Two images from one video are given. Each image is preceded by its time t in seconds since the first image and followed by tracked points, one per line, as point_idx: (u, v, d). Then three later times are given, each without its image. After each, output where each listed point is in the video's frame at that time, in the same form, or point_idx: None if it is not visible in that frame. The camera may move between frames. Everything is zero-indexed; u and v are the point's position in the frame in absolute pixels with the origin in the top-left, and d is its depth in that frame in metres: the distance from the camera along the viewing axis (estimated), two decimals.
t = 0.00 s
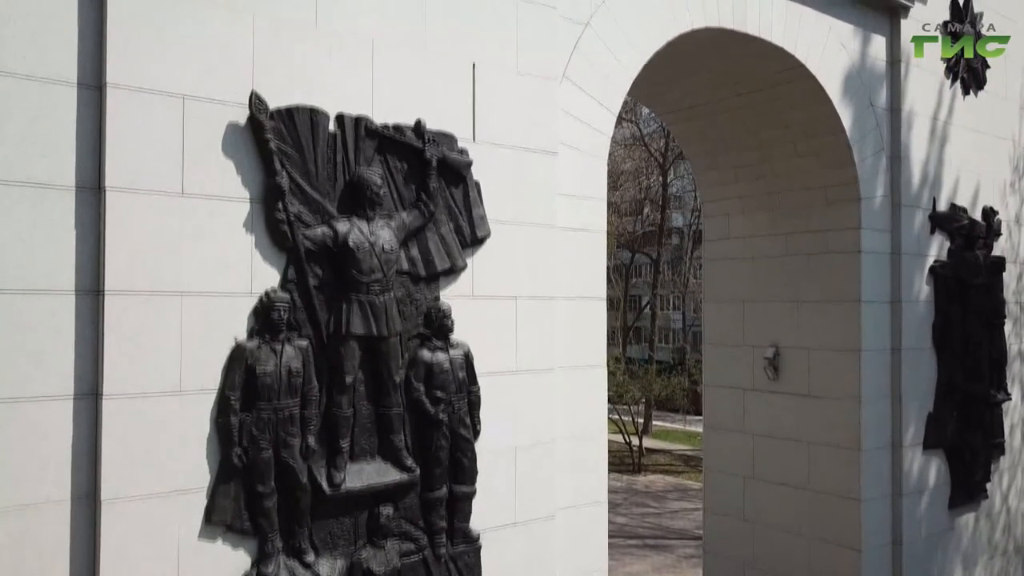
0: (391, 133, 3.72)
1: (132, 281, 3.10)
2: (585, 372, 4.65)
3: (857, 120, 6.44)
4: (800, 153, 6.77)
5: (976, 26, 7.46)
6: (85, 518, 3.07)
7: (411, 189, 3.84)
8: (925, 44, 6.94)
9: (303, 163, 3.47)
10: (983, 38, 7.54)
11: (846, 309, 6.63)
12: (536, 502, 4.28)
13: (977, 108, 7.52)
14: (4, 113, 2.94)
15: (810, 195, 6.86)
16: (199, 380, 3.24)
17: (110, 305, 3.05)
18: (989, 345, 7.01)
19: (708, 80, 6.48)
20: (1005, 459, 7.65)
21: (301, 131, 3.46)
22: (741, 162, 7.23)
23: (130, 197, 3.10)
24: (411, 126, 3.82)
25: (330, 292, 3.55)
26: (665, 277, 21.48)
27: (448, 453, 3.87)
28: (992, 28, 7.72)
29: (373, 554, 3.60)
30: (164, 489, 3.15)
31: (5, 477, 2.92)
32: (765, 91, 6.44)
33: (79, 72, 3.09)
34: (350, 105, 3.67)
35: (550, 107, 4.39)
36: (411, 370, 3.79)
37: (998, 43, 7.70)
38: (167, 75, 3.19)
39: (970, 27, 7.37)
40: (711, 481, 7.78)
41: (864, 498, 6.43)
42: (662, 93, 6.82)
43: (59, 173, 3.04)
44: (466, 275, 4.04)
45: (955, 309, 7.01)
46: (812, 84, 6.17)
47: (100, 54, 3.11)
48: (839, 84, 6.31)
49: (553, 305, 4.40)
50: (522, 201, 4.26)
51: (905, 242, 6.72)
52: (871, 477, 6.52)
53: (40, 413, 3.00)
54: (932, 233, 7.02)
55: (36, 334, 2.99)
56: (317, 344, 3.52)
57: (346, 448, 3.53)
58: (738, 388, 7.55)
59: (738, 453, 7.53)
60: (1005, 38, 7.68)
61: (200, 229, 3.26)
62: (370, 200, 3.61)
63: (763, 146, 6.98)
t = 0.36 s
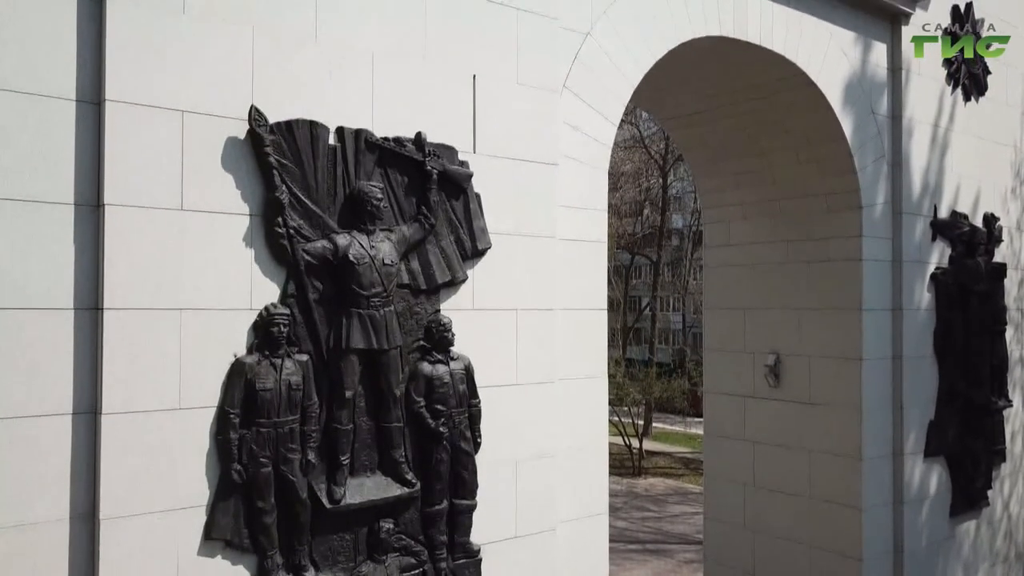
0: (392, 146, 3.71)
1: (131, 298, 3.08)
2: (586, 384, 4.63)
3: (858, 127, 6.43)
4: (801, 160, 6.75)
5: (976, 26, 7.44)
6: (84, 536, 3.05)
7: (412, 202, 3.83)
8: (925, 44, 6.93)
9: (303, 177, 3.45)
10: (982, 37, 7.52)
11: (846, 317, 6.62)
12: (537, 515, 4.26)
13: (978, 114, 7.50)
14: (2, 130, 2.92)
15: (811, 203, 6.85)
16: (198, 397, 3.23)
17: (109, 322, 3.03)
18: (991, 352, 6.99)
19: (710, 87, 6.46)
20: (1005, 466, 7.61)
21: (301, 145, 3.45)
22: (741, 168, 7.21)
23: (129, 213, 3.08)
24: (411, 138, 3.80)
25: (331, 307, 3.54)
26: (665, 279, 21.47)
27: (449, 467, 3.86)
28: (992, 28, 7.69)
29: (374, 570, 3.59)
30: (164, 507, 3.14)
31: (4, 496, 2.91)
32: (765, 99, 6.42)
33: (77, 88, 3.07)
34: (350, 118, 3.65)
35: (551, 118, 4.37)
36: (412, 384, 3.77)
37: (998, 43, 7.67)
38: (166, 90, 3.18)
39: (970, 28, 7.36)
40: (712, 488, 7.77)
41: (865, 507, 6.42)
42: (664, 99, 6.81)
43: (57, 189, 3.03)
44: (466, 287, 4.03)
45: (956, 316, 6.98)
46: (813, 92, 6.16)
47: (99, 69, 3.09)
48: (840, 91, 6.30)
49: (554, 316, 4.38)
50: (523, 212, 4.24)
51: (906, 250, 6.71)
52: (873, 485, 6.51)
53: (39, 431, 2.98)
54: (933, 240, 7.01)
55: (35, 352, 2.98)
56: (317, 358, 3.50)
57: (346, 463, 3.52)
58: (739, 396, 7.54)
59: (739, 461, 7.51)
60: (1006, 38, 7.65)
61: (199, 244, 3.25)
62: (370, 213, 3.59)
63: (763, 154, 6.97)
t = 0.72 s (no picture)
0: (392, 159, 3.70)
1: (130, 314, 3.07)
2: (586, 395, 4.62)
3: (859, 135, 6.41)
4: (802, 167, 6.74)
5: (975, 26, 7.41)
6: (83, 553, 3.04)
7: (412, 215, 3.82)
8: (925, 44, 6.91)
9: (303, 191, 3.44)
10: (982, 38, 7.48)
11: (847, 324, 6.61)
12: (538, 527, 4.25)
13: (978, 120, 7.48)
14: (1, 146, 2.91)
15: (811, 210, 6.84)
16: (198, 412, 3.22)
17: (108, 338, 3.02)
18: (991, 359, 6.97)
19: (711, 94, 6.45)
20: (1006, 473, 7.60)
21: (301, 159, 3.44)
22: (742, 175, 7.20)
23: (128, 229, 3.07)
24: (412, 151, 3.79)
25: (330, 321, 3.53)
26: (665, 280, 21.44)
27: (449, 480, 3.84)
28: (992, 29, 7.63)
29: None
30: (164, 523, 3.13)
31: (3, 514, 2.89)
32: (766, 106, 6.41)
33: (76, 103, 3.06)
34: (350, 131, 3.64)
35: (551, 129, 4.36)
36: (411, 397, 3.76)
37: (998, 43, 7.62)
38: (166, 104, 3.17)
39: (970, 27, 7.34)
40: (712, 494, 7.76)
41: (865, 515, 6.40)
42: (664, 106, 6.80)
43: (56, 205, 3.02)
44: (467, 299, 4.02)
45: (957, 323, 6.97)
46: (814, 100, 6.15)
47: (98, 84, 3.08)
48: (841, 99, 6.28)
49: (554, 328, 4.37)
50: (524, 224, 4.23)
51: (907, 257, 6.70)
52: (874, 493, 6.49)
53: (39, 448, 2.97)
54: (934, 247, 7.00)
55: (34, 369, 2.97)
56: (317, 373, 3.49)
57: (346, 478, 3.51)
58: (739, 403, 7.53)
59: (739, 468, 7.50)
60: (1006, 38, 7.60)
61: (199, 260, 3.23)
62: (370, 227, 3.58)
63: (764, 161, 6.96)
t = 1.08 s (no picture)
0: (392, 173, 3.70)
1: (130, 332, 3.07)
2: (586, 407, 4.61)
3: (860, 143, 6.40)
4: (803, 175, 6.73)
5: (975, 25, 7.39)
6: (82, 572, 3.04)
7: (412, 229, 3.81)
8: (925, 44, 6.88)
9: (303, 206, 3.43)
10: (981, 38, 7.46)
11: (848, 332, 6.60)
12: (538, 541, 4.24)
13: (979, 127, 7.47)
14: None
15: (812, 218, 6.83)
16: (197, 429, 3.21)
17: (107, 356, 3.01)
18: (992, 366, 6.97)
19: (712, 102, 6.44)
20: (1006, 481, 7.58)
21: (301, 175, 3.43)
22: (743, 182, 7.19)
23: (126, 246, 3.06)
24: (411, 165, 3.79)
25: (330, 336, 3.52)
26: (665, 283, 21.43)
27: (449, 495, 3.83)
28: (992, 28, 7.61)
29: None
30: (163, 541, 3.12)
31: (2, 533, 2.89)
32: (767, 114, 6.40)
33: (75, 120, 3.05)
34: (350, 145, 3.63)
35: (552, 141, 4.35)
36: (411, 412, 3.75)
37: (998, 43, 7.60)
38: (165, 121, 3.16)
39: (970, 27, 7.32)
40: (713, 502, 7.75)
41: (866, 523, 6.39)
42: (665, 113, 6.79)
43: (55, 222, 3.01)
44: (467, 312, 4.01)
45: (958, 331, 6.95)
46: (814, 108, 6.13)
47: (96, 101, 3.08)
48: (842, 107, 6.27)
49: (554, 340, 4.36)
50: (523, 237, 4.22)
51: (907, 265, 6.70)
52: (874, 502, 6.48)
53: (38, 466, 2.96)
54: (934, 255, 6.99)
55: (33, 387, 2.96)
56: (316, 388, 3.48)
57: (346, 494, 3.49)
58: (740, 410, 7.52)
59: (740, 475, 7.49)
60: (1006, 38, 7.58)
61: (199, 276, 3.23)
62: (370, 242, 3.57)
63: (765, 168, 6.95)
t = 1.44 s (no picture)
0: (392, 187, 3.70)
1: (130, 348, 3.06)
2: (586, 418, 4.61)
3: (860, 151, 6.39)
4: (803, 183, 6.73)
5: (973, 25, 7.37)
6: None
7: (412, 242, 3.81)
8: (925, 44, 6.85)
9: (303, 221, 3.43)
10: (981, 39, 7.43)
11: (848, 340, 6.60)
12: (538, 553, 4.24)
13: (978, 134, 7.47)
14: None
15: (812, 226, 6.83)
16: (197, 445, 3.21)
17: (107, 373, 3.01)
18: (991, 373, 6.99)
19: (713, 110, 6.44)
20: (1006, 487, 7.58)
21: (300, 190, 3.43)
22: (743, 189, 7.20)
23: (126, 263, 3.06)
24: (411, 178, 3.79)
25: (330, 351, 3.51)
26: (665, 285, 21.42)
27: (448, 508, 3.83)
28: (992, 28, 7.57)
29: None
30: (163, 557, 3.12)
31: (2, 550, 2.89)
32: (767, 122, 6.39)
33: (75, 136, 3.05)
34: (349, 159, 3.63)
35: (552, 153, 4.35)
36: (411, 425, 3.75)
37: (998, 43, 7.57)
38: (165, 137, 3.15)
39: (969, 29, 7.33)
40: (713, 509, 7.75)
41: (867, 531, 6.38)
42: (666, 120, 6.79)
43: (54, 240, 3.00)
44: (466, 325, 4.01)
45: (958, 338, 6.96)
46: (814, 116, 6.13)
47: (96, 117, 3.07)
48: (842, 115, 6.26)
49: (554, 352, 4.36)
50: (524, 249, 4.22)
51: (907, 273, 6.70)
52: (874, 510, 6.47)
53: (37, 484, 2.96)
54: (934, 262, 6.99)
55: (32, 405, 2.96)
56: (316, 403, 3.48)
57: (345, 508, 3.49)
58: (740, 417, 7.52)
59: (740, 482, 7.49)
60: (1006, 38, 7.54)
61: (198, 292, 3.22)
62: (370, 256, 3.57)
63: (765, 175, 6.96)
